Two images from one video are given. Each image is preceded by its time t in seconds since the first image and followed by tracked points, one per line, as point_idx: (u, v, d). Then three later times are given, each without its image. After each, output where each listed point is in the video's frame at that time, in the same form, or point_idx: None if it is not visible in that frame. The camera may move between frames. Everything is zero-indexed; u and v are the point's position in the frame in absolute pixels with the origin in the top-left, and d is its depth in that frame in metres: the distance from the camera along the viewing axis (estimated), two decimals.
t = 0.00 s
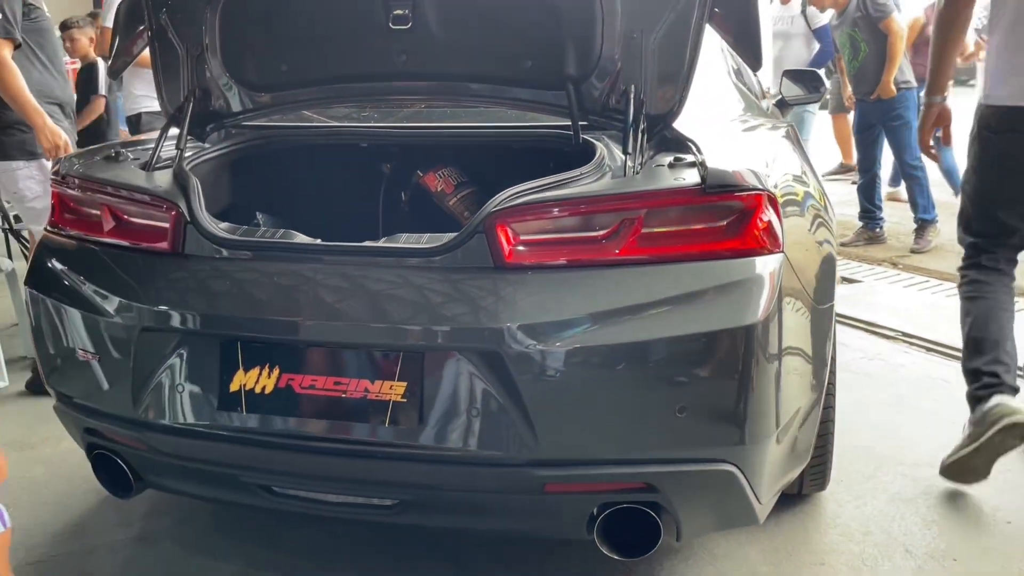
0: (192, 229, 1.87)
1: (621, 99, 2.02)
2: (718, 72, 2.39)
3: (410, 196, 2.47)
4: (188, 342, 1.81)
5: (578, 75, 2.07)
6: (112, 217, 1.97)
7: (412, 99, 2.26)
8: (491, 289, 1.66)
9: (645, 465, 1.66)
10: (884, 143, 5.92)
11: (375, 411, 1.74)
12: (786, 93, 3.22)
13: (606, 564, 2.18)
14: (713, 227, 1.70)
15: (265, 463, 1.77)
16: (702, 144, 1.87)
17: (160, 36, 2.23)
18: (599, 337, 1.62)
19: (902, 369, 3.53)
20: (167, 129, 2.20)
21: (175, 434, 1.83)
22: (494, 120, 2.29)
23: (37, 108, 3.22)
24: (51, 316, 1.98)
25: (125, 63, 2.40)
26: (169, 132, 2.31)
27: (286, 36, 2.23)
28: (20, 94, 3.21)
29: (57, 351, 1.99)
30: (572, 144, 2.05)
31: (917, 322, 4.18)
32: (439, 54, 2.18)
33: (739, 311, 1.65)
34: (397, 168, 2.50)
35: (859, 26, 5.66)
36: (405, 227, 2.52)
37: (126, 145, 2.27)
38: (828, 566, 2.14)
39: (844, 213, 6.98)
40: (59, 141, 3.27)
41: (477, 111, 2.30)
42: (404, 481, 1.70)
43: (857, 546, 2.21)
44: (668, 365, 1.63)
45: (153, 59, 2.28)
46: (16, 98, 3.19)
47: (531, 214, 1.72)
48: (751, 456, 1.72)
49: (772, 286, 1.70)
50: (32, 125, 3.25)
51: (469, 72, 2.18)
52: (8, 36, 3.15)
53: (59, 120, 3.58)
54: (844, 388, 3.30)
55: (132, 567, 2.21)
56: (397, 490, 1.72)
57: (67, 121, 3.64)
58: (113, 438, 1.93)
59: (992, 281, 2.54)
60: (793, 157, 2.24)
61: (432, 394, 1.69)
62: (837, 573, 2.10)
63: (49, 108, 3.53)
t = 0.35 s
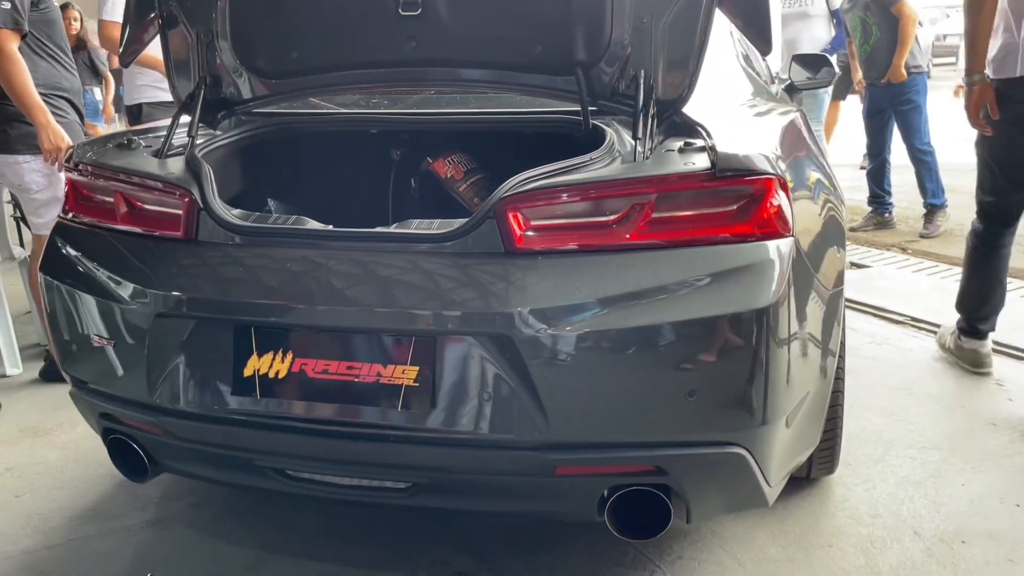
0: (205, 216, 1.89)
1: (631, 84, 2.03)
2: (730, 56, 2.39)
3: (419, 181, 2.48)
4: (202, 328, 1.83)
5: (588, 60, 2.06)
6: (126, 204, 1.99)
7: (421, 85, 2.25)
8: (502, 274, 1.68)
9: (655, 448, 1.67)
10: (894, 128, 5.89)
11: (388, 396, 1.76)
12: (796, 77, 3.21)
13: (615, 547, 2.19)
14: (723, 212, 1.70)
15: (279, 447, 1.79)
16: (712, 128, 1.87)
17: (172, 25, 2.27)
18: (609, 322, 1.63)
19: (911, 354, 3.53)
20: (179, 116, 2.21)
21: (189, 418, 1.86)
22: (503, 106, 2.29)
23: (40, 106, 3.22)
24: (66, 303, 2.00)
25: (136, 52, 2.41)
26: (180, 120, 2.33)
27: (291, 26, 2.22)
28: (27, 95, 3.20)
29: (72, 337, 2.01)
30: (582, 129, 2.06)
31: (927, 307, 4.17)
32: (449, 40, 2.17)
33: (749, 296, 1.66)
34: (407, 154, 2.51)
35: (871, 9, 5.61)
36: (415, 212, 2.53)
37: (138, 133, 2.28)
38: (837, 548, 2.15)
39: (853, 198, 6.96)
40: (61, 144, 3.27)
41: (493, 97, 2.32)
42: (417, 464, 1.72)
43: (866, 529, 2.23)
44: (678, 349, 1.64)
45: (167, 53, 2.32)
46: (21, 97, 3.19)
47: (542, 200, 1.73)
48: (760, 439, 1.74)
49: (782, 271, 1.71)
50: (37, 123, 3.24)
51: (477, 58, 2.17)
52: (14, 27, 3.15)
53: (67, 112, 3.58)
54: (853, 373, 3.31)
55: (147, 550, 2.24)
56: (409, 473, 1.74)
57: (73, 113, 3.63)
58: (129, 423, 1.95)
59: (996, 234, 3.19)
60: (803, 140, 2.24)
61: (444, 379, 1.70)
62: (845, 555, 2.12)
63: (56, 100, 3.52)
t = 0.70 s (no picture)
0: (210, 197, 1.89)
1: (636, 63, 2.02)
2: (734, 34, 2.37)
3: (424, 163, 2.46)
4: (208, 309, 1.84)
5: (592, 39, 2.06)
6: (132, 186, 1.99)
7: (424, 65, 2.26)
8: (506, 253, 1.68)
9: (659, 426, 1.68)
10: (904, 109, 5.85)
11: (392, 375, 1.77)
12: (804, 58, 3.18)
13: (622, 525, 2.20)
14: (726, 189, 1.70)
15: (285, 427, 1.81)
16: (717, 107, 1.86)
17: (175, 8, 2.25)
18: (613, 300, 1.63)
19: (919, 335, 3.52)
20: (184, 98, 2.21)
21: (196, 398, 1.87)
22: (508, 86, 2.29)
23: (56, 91, 3.12)
24: (74, 285, 2.01)
25: (139, 34, 2.37)
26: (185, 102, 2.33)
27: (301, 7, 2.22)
28: (41, 82, 3.13)
29: (80, 319, 2.02)
30: (586, 109, 2.05)
31: (936, 288, 4.15)
32: (453, 20, 2.16)
33: (752, 273, 1.66)
34: (412, 136, 2.49)
35: None
36: (420, 195, 2.52)
37: (144, 115, 2.28)
38: (842, 527, 2.15)
39: (862, 180, 6.92)
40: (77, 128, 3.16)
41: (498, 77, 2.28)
42: (422, 443, 1.73)
43: (871, 508, 2.23)
44: (681, 327, 1.64)
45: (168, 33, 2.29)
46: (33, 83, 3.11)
47: (545, 179, 1.73)
48: (763, 417, 1.74)
49: (786, 248, 1.71)
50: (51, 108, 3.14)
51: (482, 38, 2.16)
52: (24, 13, 3.09)
53: (72, 99, 3.56)
54: (860, 354, 3.30)
55: (158, 529, 2.26)
56: (415, 452, 1.75)
57: (78, 99, 3.59)
58: (137, 403, 1.97)
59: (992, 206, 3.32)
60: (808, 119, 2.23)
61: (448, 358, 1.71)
62: (851, 534, 2.12)
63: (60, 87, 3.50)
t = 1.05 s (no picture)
0: (203, 176, 1.89)
1: (628, 39, 2.01)
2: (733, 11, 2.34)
3: (421, 145, 2.46)
4: (202, 288, 1.85)
5: (585, 15, 2.02)
6: (126, 167, 2.00)
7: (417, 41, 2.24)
8: (497, 230, 1.68)
9: (651, 403, 1.67)
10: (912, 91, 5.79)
11: (384, 353, 1.77)
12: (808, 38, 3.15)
13: (618, 505, 2.20)
14: (718, 164, 1.68)
15: (279, 405, 1.81)
16: (709, 83, 1.85)
17: None
18: (603, 276, 1.62)
19: (924, 316, 3.50)
20: (177, 80, 2.20)
21: (191, 378, 1.88)
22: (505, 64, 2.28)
23: (49, 76, 3.10)
24: (71, 267, 2.02)
25: (137, 16, 2.40)
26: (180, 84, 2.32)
27: None
28: (36, 67, 3.09)
29: (77, 300, 2.03)
30: (580, 86, 2.04)
31: (942, 270, 4.12)
32: None
33: (745, 249, 1.65)
34: (409, 119, 2.51)
35: None
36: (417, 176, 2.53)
37: (138, 97, 2.28)
38: (840, 506, 2.15)
39: (870, 164, 6.86)
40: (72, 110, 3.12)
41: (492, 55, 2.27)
42: (415, 421, 1.73)
43: (870, 487, 2.22)
44: (672, 303, 1.63)
45: (163, 14, 2.29)
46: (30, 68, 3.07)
47: (536, 155, 1.72)
48: (756, 394, 1.73)
49: (778, 224, 1.70)
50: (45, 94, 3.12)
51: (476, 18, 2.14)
52: None
53: (70, 84, 3.54)
54: (863, 335, 3.28)
55: (158, 510, 2.28)
56: (407, 429, 1.75)
57: (76, 83, 3.58)
58: (133, 383, 1.98)
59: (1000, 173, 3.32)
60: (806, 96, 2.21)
61: (440, 336, 1.71)
62: (849, 513, 2.11)
63: (57, 72, 3.48)
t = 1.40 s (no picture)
0: (220, 157, 1.92)
1: (640, 18, 2.02)
2: None
3: (434, 128, 2.49)
4: (221, 267, 1.88)
5: None
6: (145, 149, 2.03)
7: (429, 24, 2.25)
8: (511, 208, 1.69)
9: (664, 376, 1.69)
10: (927, 77, 5.76)
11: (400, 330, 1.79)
12: (821, 21, 3.15)
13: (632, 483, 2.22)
14: (731, 140, 1.70)
15: (298, 382, 1.84)
16: (722, 61, 1.86)
17: None
18: (616, 250, 1.64)
19: (939, 299, 3.49)
20: (195, 64, 2.23)
21: (211, 356, 1.91)
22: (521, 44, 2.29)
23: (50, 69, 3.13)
24: (91, 248, 2.06)
25: None
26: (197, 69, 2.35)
27: None
28: (37, 64, 3.11)
29: (98, 281, 2.07)
30: (593, 65, 2.05)
31: (957, 255, 4.11)
32: None
33: (757, 223, 1.66)
34: (422, 103, 2.53)
35: None
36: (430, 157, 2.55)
37: (156, 82, 2.31)
38: (853, 483, 2.16)
39: (884, 151, 6.82)
40: (70, 109, 3.17)
41: (503, 37, 2.40)
42: (431, 396, 1.76)
43: (883, 465, 2.23)
44: (684, 277, 1.64)
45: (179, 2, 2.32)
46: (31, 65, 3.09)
47: (549, 131, 1.73)
48: (769, 368, 1.75)
49: (791, 199, 1.71)
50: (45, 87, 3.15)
51: (488, 1, 2.15)
52: None
53: (82, 72, 3.57)
54: (877, 318, 3.28)
55: (178, 489, 2.31)
56: (423, 405, 1.78)
57: (89, 72, 3.61)
58: (154, 362, 2.01)
59: None
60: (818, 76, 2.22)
61: (455, 312, 1.73)
62: (861, 489, 2.13)
63: (68, 61, 3.51)
